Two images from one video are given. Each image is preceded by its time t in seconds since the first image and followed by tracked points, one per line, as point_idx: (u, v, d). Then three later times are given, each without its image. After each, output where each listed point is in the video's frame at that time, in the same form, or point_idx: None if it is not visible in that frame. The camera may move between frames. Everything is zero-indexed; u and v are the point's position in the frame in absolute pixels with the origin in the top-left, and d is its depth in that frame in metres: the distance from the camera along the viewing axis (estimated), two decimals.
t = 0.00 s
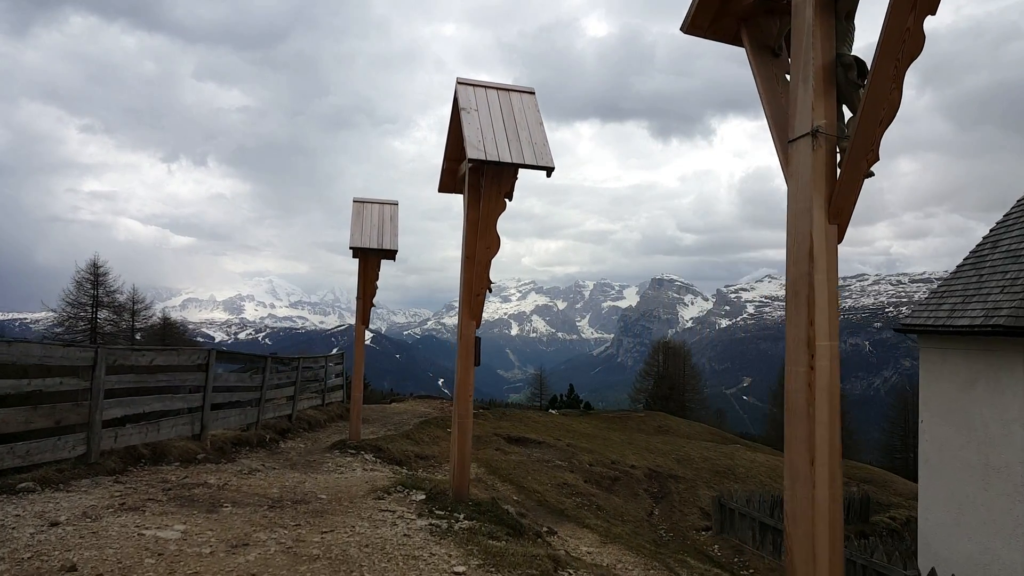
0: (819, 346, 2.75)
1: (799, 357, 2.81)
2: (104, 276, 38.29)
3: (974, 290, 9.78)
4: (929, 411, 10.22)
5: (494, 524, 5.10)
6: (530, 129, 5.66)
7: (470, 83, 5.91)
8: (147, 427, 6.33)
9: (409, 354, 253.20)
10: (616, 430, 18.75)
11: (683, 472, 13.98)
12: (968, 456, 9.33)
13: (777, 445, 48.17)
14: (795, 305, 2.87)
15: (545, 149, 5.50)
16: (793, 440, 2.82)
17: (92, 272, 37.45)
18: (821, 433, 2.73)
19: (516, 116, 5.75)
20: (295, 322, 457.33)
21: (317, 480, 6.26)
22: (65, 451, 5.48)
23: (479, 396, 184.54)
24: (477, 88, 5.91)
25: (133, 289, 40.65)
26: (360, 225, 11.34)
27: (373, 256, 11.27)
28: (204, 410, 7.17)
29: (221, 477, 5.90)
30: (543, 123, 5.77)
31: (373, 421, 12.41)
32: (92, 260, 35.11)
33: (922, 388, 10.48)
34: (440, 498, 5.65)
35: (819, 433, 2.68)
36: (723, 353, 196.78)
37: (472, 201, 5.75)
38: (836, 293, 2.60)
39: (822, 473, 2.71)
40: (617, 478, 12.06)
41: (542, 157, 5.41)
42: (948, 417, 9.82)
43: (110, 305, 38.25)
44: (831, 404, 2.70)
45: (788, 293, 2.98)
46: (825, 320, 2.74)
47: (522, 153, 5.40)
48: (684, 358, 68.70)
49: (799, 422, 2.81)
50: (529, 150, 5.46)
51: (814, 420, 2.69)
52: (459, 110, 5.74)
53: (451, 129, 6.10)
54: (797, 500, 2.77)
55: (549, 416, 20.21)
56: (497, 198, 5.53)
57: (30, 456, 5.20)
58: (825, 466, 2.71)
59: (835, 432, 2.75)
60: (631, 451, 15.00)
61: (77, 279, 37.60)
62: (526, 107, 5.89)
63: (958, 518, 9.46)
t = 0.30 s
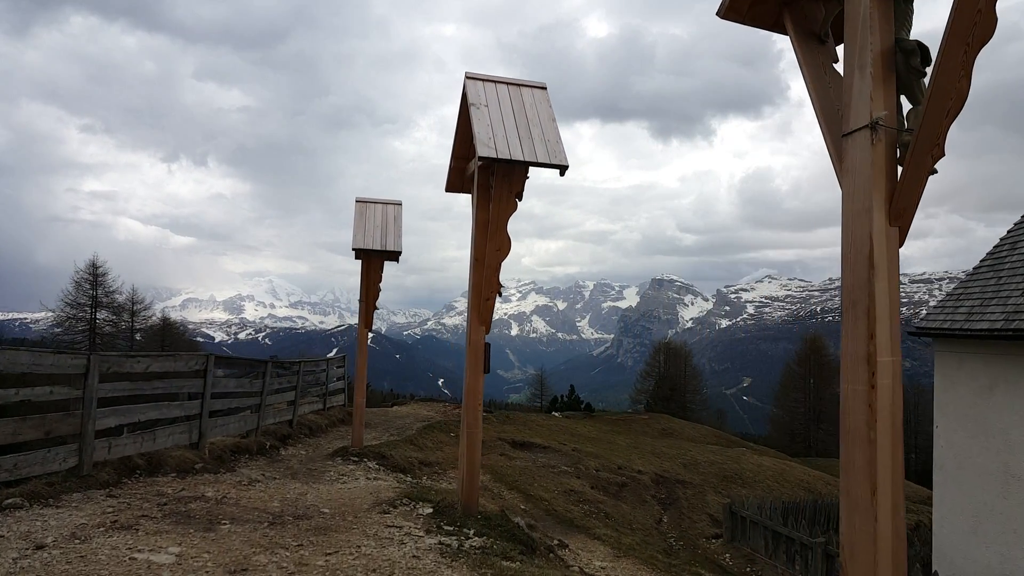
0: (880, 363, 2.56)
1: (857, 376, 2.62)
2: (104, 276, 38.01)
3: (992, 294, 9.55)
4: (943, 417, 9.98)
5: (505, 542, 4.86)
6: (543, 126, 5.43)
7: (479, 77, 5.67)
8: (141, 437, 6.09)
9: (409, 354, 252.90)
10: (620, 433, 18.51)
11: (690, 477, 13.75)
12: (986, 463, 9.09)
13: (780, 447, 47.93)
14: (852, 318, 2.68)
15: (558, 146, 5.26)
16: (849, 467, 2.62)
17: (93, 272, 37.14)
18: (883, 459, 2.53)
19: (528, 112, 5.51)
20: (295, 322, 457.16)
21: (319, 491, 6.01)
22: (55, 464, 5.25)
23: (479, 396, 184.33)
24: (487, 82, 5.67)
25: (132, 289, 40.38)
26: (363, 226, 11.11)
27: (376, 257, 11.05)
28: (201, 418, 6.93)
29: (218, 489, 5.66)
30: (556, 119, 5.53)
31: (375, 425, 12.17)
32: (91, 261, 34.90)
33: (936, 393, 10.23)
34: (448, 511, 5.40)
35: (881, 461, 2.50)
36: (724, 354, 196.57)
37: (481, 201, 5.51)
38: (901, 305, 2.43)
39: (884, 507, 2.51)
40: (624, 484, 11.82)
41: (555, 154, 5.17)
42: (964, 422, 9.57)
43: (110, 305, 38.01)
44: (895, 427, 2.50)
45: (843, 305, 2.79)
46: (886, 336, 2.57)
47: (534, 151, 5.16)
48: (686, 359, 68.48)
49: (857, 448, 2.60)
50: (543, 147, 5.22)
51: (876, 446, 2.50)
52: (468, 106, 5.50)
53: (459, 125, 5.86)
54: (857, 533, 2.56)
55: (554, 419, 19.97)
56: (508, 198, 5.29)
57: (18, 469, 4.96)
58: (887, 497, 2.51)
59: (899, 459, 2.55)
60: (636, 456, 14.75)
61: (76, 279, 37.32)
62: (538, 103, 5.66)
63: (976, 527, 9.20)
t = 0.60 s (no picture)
0: (952, 378, 2.45)
1: (927, 392, 2.50)
2: (103, 277, 37.75)
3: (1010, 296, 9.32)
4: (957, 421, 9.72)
5: (518, 558, 4.64)
6: (556, 121, 5.20)
7: (489, 70, 5.45)
8: (136, 446, 5.88)
9: (409, 355, 252.54)
10: (625, 436, 18.27)
11: (697, 482, 13.52)
12: (1005, 470, 8.86)
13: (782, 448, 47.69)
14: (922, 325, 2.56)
15: (573, 143, 5.04)
16: (918, 489, 2.50)
17: (92, 273, 36.86)
18: (957, 482, 2.40)
19: (541, 107, 5.29)
20: (295, 323, 456.82)
21: (321, 502, 5.78)
22: (46, 476, 5.04)
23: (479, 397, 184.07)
24: (497, 76, 5.44)
25: (131, 290, 40.11)
26: (367, 226, 10.87)
27: (379, 258, 10.81)
28: (200, 424, 6.71)
29: (217, 500, 5.43)
30: (570, 115, 5.31)
31: (377, 429, 11.93)
32: (90, 262, 34.63)
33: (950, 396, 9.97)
34: (458, 524, 5.17)
35: (955, 485, 2.38)
36: (724, 354, 196.31)
37: (492, 200, 5.29)
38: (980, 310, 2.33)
39: (959, 535, 2.38)
40: (631, 489, 11.58)
41: (570, 151, 4.94)
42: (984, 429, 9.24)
43: (109, 306, 37.73)
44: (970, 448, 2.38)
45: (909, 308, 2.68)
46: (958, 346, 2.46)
47: (548, 147, 4.93)
48: (687, 359, 68.23)
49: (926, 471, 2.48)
50: (557, 144, 4.99)
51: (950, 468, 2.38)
52: (478, 101, 5.28)
53: (468, 121, 5.63)
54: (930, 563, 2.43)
55: (557, 421, 19.73)
56: (519, 197, 5.06)
57: (7, 482, 4.74)
58: (962, 525, 2.37)
59: (972, 483, 2.43)
60: (642, 460, 14.53)
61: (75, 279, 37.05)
62: (551, 98, 5.43)
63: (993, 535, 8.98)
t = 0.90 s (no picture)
0: None
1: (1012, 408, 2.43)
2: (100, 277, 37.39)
3: None
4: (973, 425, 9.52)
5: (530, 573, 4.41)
6: (569, 114, 4.98)
7: (497, 61, 5.23)
8: (129, 453, 5.65)
9: (408, 355, 252.22)
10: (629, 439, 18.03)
11: (704, 486, 13.29)
12: None
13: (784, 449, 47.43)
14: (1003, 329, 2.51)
15: (587, 136, 4.81)
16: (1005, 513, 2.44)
17: (89, 273, 36.50)
18: None
19: (552, 99, 5.07)
20: (294, 323, 456.36)
21: (322, 512, 5.55)
22: (34, 486, 4.81)
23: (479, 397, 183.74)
24: (506, 66, 5.22)
25: (129, 291, 39.75)
26: (368, 226, 10.62)
27: (381, 258, 10.55)
28: (195, 430, 6.48)
29: (212, 511, 5.19)
30: (582, 107, 5.09)
31: (378, 433, 11.69)
32: (87, 262, 34.28)
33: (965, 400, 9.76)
34: (466, 536, 4.93)
35: None
36: (724, 354, 196.06)
37: (501, 197, 5.07)
38: None
39: None
40: (638, 493, 11.35)
41: (583, 144, 4.72)
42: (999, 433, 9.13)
43: (106, 307, 37.36)
44: None
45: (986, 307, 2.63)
46: None
47: (561, 141, 4.71)
48: (688, 360, 67.96)
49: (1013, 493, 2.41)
50: (570, 138, 4.77)
51: None
52: (487, 92, 5.05)
53: (475, 114, 5.41)
54: None
55: (560, 423, 19.49)
56: (530, 192, 4.83)
57: None
58: None
59: None
60: (647, 462, 14.29)
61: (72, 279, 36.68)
62: (562, 89, 5.21)
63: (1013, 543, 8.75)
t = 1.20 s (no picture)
0: None
1: None
2: (100, 278, 37.17)
3: None
4: (992, 431, 9.25)
5: None
6: (583, 107, 4.74)
7: (508, 52, 5.00)
8: (121, 464, 5.43)
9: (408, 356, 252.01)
10: (633, 441, 17.81)
11: (711, 490, 13.07)
12: None
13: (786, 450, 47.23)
14: None
15: (603, 131, 4.58)
16: None
17: (88, 274, 36.28)
18: None
19: (565, 92, 4.83)
20: (293, 324, 455.96)
21: (323, 524, 5.33)
22: (21, 500, 4.59)
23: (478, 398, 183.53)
24: (517, 58, 4.99)
25: (128, 291, 39.50)
26: (370, 225, 10.39)
27: (384, 258, 10.32)
28: (191, 438, 6.26)
29: (208, 525, 4.95)
30: (598, 100, 4.85)
31: (380, 437, 11.46)
32: (86, 263, 34.09)
33: (982, 405, 9.48)
34: (475, 552, 4.69)
35: None
36: (723, 354, 195.85)
37: (512, 195, 4.84)
38: None
39: None
40: (645, 499, 11.12)
41: (600, 139, 4.48)
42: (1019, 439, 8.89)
43: (105, 308, 37.13)
44: None
45: None
46: None
47: (577, 136, 4.47)
48: (689, 360, 67.74)
49: None
50: (586, 132, 4.53)
51: None
52: (497, 85, 4.81)
53: (484, 108, 5.18)
54: None
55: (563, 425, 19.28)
56: (543, 190, 4.59)
57: None
58: None
59: None
60: (652, 466, 14.08)
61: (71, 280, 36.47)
62: (576, 82, 4.98)
63: None
